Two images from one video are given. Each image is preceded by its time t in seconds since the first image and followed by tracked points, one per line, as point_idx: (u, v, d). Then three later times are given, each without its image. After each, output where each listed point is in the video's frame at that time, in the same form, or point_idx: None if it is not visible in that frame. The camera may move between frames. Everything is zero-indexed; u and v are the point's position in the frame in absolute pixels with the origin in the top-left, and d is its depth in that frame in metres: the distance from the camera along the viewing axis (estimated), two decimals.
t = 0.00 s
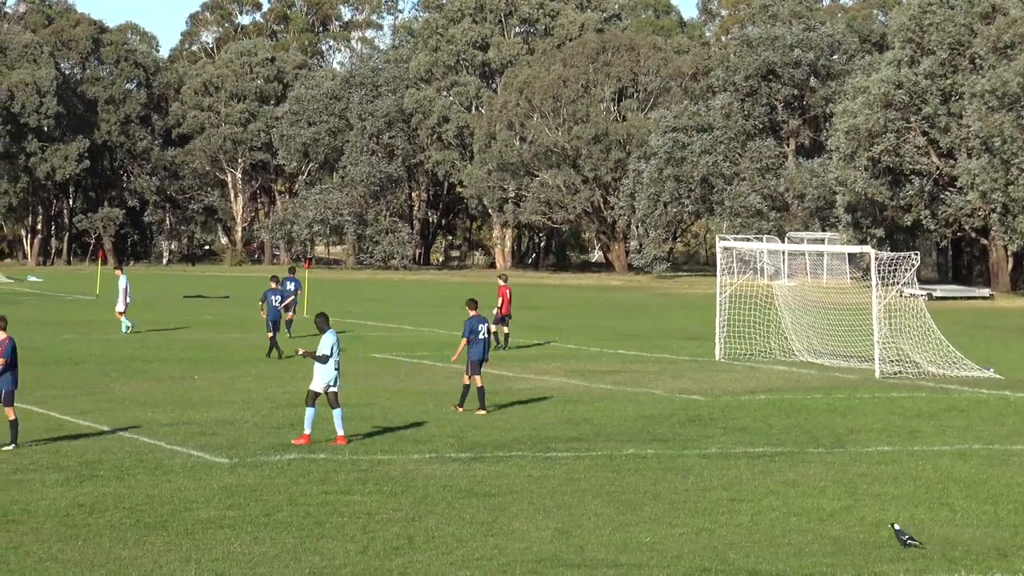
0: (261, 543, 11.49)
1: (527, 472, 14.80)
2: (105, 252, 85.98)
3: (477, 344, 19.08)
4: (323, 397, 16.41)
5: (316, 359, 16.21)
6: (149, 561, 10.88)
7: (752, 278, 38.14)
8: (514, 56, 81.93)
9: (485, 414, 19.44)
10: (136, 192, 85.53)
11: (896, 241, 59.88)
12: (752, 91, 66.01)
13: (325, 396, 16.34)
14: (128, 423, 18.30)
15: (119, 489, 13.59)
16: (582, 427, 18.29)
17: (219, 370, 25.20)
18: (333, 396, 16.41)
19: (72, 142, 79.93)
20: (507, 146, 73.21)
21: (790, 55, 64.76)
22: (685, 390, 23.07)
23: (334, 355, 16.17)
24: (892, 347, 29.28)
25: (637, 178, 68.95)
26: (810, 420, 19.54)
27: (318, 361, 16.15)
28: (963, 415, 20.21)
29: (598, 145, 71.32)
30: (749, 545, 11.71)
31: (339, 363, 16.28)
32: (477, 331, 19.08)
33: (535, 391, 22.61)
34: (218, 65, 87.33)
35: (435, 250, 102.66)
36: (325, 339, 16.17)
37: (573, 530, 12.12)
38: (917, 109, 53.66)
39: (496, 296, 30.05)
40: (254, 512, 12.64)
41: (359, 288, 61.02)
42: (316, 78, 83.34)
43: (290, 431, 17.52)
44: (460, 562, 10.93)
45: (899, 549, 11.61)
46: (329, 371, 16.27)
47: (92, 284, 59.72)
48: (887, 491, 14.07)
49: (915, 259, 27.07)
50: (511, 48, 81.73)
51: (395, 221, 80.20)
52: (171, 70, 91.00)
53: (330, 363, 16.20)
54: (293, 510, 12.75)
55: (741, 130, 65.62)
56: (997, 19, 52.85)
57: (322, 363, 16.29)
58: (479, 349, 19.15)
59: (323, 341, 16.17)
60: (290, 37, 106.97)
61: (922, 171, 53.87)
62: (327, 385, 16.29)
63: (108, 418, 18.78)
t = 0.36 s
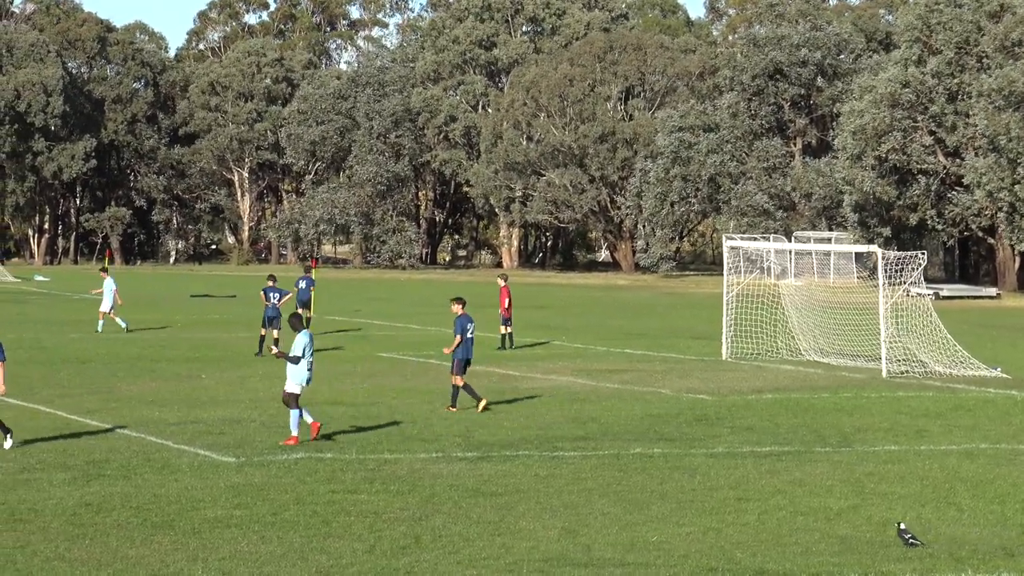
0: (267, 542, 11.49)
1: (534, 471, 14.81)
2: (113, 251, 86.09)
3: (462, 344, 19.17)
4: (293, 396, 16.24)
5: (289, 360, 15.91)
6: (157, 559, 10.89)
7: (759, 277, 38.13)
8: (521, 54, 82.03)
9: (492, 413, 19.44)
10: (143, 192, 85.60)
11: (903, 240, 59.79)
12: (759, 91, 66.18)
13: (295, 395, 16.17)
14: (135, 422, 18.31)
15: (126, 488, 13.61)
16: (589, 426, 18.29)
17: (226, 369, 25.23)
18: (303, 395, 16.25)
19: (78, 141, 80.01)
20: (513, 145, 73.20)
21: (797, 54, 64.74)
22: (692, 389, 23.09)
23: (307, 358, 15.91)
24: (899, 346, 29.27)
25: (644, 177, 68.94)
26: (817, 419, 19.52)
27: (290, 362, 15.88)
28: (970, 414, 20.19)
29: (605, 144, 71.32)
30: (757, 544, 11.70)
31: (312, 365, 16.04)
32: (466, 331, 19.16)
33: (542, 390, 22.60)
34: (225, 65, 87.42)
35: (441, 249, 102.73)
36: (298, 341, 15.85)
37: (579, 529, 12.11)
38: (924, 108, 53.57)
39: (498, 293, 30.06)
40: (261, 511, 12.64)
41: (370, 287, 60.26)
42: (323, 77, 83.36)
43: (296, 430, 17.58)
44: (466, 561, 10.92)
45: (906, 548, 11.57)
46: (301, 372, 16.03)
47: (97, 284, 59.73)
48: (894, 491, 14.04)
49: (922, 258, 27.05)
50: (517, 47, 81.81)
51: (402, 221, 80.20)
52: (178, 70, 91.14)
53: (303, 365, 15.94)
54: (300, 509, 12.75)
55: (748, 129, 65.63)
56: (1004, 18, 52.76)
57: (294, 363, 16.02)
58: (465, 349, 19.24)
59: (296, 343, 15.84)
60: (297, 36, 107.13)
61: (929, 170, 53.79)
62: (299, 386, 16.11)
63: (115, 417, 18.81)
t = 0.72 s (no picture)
0: (275, 541, 11.48)
1: (541, 470, 14.80)
2: (119, 250, 86.19)
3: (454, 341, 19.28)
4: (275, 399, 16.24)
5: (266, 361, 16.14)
6: (164, 559, 10.88)
7: (766, 277, 38.06)
8: (528, 54, 82.05)
9: (499, 413, 19.41)
10: (150, 191, 85.65)
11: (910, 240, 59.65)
12: (766, 90, 66.06)
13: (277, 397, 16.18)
14: (142, 422, 18.29)
15: (133, 488, 13.61)
16: (596, 426, 18.25)
17: (233, 369, 25.20)
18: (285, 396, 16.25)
19: (85, 140, 80.07)
20: (520, 144, 73.11)
21: (804, 54, 64.68)
22: (699, 388, 23.05)
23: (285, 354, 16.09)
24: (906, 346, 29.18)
25: (651, 177, 68.86)
26: (824, 418, 19.46)
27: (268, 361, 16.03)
28: (978, 414, 20.13)
29: (611, 144, 71.25)
30: (764, 544, 11.67)
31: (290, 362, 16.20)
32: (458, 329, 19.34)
33: (549, 390, 22.55)
34: (232, 65, 87.48)
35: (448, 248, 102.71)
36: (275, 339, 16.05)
37: (587, 529, 12.09)
38: (931, 107, 53.43)
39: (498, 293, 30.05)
40: (268, 511, 12.64)
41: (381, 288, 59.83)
42: (330, 77, 83.32)
43: (301, 430, 17.57)
44: (474, 561, 10.91)
45: (914, 547, 11.54)
46: (281, 370, 16.14)
47: (104, 283, 59.71)
48: (902, 491, 14.00)
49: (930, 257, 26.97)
50: (524, 46, 81.83)
51: (408, 220, 80.20)
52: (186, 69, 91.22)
53: (281, 363, 16.10)
54: (308, 509, 12.74)
55: (755, 129, 65.38)
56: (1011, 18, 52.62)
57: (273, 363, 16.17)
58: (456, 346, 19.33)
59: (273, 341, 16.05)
60: (304, 35, 107.18)
61: (936, 169, 53.68)
62: (281, 386, 16.16)
63: (122, 417, 18.80)
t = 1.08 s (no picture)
0: (282, 541, 11.49)
1: (548, 470, 14.79)
2: (126, 251, 86.30)
3: (434, 340, 19.21)
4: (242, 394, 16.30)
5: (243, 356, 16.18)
6: (171, 559, 10.89)
7: (772, 276, 37.97)
8: (535, 54, 82.06)
9: (505, 413, 19.39)
10: (158, 191, 85.69)
11: (918, 240, 59.55)
12: (773, 90, 66.00)
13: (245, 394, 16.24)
14: (148, 422, 18.30)
15: (140, 487, 13.63)
16: (602, 426, 18.23)
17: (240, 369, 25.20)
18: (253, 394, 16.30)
19: (92, 140, 80.18)
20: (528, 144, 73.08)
21: (811, 53, 64.67)
22: (706, 388, 23.01)
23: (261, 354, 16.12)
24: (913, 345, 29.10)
25: (658, 177, 68.75)
26: (832, 418, 19.41)
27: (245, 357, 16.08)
28: (984, 413, 20.09)
29: (618, 143, 71.22)
30: (771, 543, 11.66)
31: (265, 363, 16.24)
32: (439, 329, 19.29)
33: (555, 389, 22.52)
34: (238, 65, 87.59)
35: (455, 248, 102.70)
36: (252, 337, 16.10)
37: (593, 529, 12.08)
38: (939, 107, 53.35)
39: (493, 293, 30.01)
40: (275, 511, 12.64)
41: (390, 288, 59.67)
42: (338, 77, 83.34)
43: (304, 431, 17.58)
44: (480, 560, 10.90)
45: (921, 546, 11.52)
46: (254, 370, 16.17)
47: (110, 283, 59.73)
48: (909, 490, 13.96)
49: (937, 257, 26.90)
50: (531, 46, 81.80)
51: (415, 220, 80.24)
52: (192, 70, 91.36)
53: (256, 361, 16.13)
54: (314, 509, 12.75)
55: (762, 128, 65.39)
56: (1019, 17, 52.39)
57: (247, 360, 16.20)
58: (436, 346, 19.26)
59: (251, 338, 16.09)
60: (311, 35, 107.29)
61: (943, 169, 53.58)
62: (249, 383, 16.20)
63: (129, 417, 18.83)
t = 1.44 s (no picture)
0: (288, 541, 11.50)
1: (555, 469, 14.80)
2: (133, 250, 86.45)
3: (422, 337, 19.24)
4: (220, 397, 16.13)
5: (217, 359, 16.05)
6: (177, 559, 10.90)
7: (779, 276, 37.91)
8: (540, 54, 82.14)
9: (511, 413, 19.39)
10: (164, 191, 85.79)
11: (924, 240, 59.49)
12: (779, 90, 65.94)
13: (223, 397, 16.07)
14: (154, 422, 18.31)
15: (146, 487, 13.65)
16: (609, 426, 18.22)
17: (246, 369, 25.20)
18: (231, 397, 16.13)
19: (98, 140, 80.36)
20: (534, 143, 73.07)
21: (818, 53, 64.68)
22: (712, 388, 23.02)
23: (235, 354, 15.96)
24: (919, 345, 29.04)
25: (664, 176, 68.68)
26: (838, 418, 19.38)
27: (218, 359, 15.93)
28: (991, 413, 20.04)
29: (624, 143, 71.19)
30: (777, 543, 11.64)
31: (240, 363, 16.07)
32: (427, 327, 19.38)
33: (561, 389, 22.52)
34: (243, 65, 87.69)
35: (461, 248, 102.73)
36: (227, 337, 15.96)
37: (600, 528, 12.08)
38: (945, 107, 53.31)
39: (491, 293, 29.92)
40: (281, 511, 12.64)
41: (397, 288, 59.51)
42: (344, 77, 83.38)
43: (312, 429, 17.58)
44: (487, 561, 10.90)
45: (927, 546, 11.50)
46: (229, 371, 16.01)
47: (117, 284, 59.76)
48: (916, 490, 13.95)
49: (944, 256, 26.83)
50: (536, 46, 81.74)
51: (422, 220, 80.23)
52: (198, 69, 91.47)
53: (230, 363, 15.96)
54: (321, 509, 12.76)
55: (768, 128, 65.57)
56: None
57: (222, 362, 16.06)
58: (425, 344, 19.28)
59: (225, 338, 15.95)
60: (317, 35, 107.39)
61: (949, 169, 53.52)
62: (226, 386, 16.03)
63: (135, 416, 18.83)
